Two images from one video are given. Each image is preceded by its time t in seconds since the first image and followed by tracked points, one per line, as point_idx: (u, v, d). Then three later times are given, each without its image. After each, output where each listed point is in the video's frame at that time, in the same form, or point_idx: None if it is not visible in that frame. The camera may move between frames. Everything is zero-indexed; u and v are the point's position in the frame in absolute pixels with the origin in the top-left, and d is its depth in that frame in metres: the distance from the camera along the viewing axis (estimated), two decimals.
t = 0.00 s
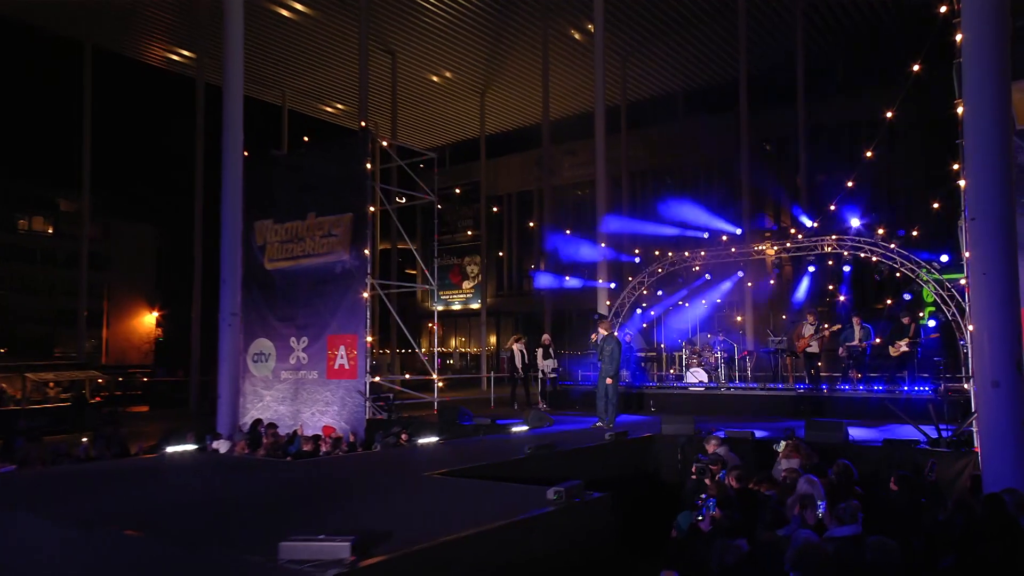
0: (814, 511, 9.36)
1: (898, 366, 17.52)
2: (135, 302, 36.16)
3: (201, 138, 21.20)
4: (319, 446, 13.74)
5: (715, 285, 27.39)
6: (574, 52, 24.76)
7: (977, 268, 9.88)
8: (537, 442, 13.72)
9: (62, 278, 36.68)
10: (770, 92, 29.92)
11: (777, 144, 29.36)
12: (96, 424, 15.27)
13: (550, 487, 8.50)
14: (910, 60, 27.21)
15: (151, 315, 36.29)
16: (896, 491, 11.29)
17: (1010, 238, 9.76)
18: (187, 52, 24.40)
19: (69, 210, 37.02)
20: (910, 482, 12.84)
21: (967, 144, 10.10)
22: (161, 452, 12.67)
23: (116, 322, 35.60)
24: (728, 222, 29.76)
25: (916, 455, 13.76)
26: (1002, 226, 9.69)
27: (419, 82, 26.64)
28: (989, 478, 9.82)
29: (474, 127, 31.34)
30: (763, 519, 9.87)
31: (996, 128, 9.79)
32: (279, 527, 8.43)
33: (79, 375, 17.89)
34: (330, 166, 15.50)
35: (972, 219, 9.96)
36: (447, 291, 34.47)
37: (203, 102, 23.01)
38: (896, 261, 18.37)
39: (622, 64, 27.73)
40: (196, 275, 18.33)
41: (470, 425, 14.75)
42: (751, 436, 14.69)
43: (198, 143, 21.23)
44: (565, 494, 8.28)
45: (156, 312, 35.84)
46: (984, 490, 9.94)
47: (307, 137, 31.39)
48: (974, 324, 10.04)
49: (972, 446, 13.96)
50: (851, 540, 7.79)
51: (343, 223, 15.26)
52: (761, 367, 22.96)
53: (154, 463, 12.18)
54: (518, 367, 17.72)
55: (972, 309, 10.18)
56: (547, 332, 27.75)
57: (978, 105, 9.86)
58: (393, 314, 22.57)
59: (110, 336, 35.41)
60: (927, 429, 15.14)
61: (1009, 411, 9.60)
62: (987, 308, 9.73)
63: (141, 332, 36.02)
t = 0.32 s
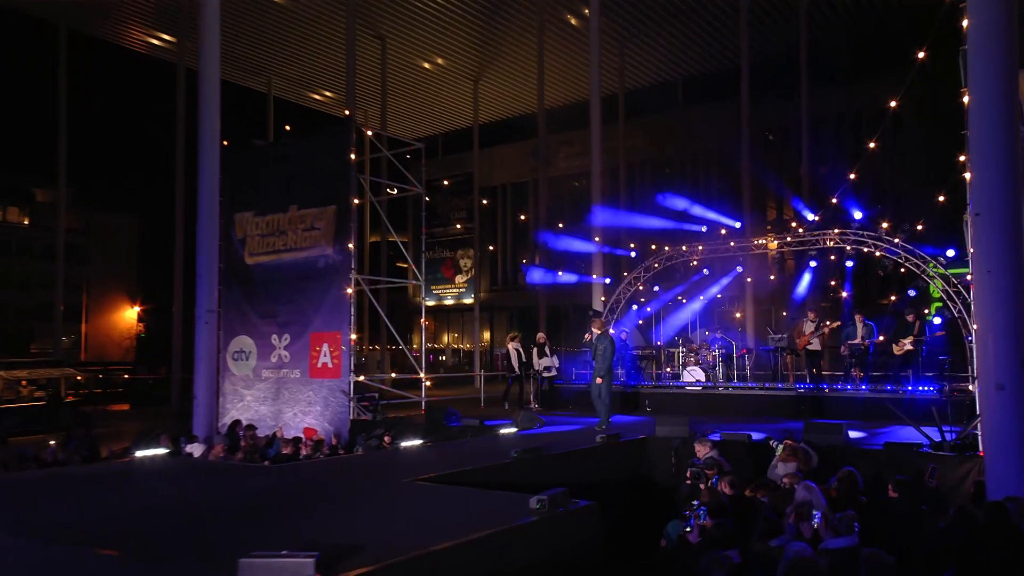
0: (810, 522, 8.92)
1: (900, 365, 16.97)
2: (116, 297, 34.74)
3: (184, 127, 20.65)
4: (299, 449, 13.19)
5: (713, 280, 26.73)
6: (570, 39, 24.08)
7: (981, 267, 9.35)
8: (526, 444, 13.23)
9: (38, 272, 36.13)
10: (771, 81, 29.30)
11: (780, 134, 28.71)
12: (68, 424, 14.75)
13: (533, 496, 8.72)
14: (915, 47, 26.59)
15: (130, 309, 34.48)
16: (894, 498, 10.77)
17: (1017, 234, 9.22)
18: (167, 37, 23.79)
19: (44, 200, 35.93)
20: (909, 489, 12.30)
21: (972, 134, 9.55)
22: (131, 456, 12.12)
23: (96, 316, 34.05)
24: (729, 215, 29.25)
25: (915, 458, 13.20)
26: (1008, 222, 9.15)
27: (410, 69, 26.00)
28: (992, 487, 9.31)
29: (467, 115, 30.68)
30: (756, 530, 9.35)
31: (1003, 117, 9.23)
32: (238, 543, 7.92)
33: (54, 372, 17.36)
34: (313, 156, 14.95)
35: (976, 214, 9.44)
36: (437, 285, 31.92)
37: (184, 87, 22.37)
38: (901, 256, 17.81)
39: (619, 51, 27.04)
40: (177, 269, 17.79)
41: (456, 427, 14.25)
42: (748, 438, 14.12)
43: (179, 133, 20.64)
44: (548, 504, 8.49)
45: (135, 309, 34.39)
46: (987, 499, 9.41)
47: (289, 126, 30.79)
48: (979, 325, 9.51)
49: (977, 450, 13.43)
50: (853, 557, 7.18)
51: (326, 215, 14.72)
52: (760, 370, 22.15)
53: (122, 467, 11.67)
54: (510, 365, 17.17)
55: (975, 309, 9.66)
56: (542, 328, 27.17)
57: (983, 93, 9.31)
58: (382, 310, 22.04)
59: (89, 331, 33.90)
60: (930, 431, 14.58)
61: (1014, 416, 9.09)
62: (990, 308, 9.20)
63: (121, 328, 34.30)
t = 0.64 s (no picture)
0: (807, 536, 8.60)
1: (905, 364, 16.43)
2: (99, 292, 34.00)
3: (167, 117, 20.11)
4: (279, 453, 12.67)
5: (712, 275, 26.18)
6: (566, 24, 23.42)
7: (987, 266, 8.93)
8: (516, 448, 12.73)
9: None
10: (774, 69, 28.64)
11: (784, 124, 28.04)
12: (40, 426, 14.25)
13: (515, 506, 8.16)
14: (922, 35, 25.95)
15: (114, 304, 33.85)
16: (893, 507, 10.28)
17: None
18: (148, 21, 23.30)
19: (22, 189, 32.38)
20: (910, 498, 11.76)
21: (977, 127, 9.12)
22: (98, 461, 11.59)
23: (77, 311, 33.24)
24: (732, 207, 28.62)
25: (916, 463, 12.65)
26: (1017, 218, 8.68)
27: (402, 56, 25.38)
28: (997, 497, 8.89)
29: (462, 103, 30.03)
30: (748, 542, 8.82)
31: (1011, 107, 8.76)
32: (195, 559, 7.42)
33: (29, 370, 16.86)
34: (297, 146, 14.39)
35: (982, 209, 8.98)
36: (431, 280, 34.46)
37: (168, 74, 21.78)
38: (907, 251, 17.21)
39: (617, 37, 26.37)
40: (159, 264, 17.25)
41: (443, 429, 13.78)
42: (746, 441, 13.54)
43: (161, 122, 20.05)
44: (531, 514, 7.92)
45: (118, 303, 33.54)
46: (992, 509, 8.99)
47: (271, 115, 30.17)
48: (984, 328, 9.07)
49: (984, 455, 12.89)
50: None
51: (310, 208, 14.18)
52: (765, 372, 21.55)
53: (89, 474, 11.16)
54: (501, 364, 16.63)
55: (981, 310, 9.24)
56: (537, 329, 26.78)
57: (993, 82, 8.83)
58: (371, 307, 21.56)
59: (72, 327, 33.27)
60: (933, 436, 13.99)
61: (1021, 422, 8.66)
62: (996, 310, 8.78)
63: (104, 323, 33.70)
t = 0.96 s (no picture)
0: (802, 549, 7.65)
1: (912, 365, 15.85)
2: (80, 287, 32.71)
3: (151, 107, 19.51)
4: (258, 459, 12.18)
5: (713, 271, 25.49)
6: (563, 11, 22.81)
7: (993, 266, 8.55)
8: (505, 453, 12.21)
9: None
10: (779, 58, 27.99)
11: (789, 114, 27.37)
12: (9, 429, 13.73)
13: (496, 520, 7.66)
14: (930, 23, 25.32)
15: (97, 300, 32.69)
16: (896, 517, 9.79)
17: None
18: (128, 4, 22.76)
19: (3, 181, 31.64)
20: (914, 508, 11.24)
21: (984, 120, 8.73)
22: (65, 468, 11.08)
23: (57, 309, 31.87)
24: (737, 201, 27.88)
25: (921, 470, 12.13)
26: None
27: (394, 43, 24.77)
28: (1003, 509, 8.51)
29: (457, 92, 29.43)
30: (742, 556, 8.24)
31: (1019, 98, 8.36)
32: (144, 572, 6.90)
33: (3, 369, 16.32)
34: (281, 137, 13.86)
35: (988, 207, 8.56)
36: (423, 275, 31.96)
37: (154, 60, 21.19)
38: (915, 248, 16.62)
39: (616, 24, 25.76)
40: (139, 260, 16.68)
41: (431, 434, 13.25)
42: (744, 446, 13.02)
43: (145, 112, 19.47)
44: (510, 529, 7.41)
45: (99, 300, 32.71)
46: (999, 520, 8.64)
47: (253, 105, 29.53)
48: (989, 331, 8.69)
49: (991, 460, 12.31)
50: None
51: (293, 201, 13.66)
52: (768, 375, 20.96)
53: (53, 480, 10.65)
54: (492, 364, 16.13)
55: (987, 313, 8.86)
56: (533, 326, 26.22)
57: (1000, 73, 8.44)
58: (361, 306, 21.03)
59: (52, 324, 31.83)
60: (939, 442, 13.44)
61: None
62: (1003, 312, 8.40)
63: (83, 320, 32.44)
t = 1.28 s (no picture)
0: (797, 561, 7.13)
1: (919, 365, 15.42)
2: (59, 282, 32.53)
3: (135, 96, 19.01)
4: (236, 465, 11.68)
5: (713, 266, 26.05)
6: None
7: (998, 266, 8.09)
8: (495, 458, 11.72)
9: None
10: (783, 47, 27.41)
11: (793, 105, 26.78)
12: None
13: (475, 531, 7.12)
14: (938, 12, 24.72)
15: (78, 296, 32.63)
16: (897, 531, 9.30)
17: None
18: None
19: None
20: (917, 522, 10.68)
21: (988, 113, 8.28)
22: (29, 475, 10.61)
23: (37, 304, 31.65)
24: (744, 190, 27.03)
25: (924, 477, 11.61)
26: None
27: (386, 29, 24.21)
28: (1007, 521, 8.14)
29: (452, 81, 28.90)
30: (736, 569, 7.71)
31: None
32: None
33: None
34: (263, 125, 13.34)
35: (993, 205, 8.11)
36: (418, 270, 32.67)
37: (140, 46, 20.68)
38: (923, 244, 16.05)
39: (615, 11, 25.21)
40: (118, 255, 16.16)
41: (418, 438, 12.92)
42: (743, 452, 12.49)
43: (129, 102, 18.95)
44: (492, 542, 6.83)
45: (81, 296, 32.65)
46: (1004, 535, 8.21)
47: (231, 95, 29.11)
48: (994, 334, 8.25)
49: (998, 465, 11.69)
50: None
51: (276, 194, 13.15)
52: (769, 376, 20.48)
53: (15, 487, 10.16)
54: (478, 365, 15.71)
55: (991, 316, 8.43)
56: (529, 322, 25.81)
57: (1005, 63, 8.00)
58: (351, 304, 20.50)
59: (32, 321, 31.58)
60: (945, 447, 12.92)
61: None
62: (1009, 315, 7.95)
63: (64, 316, 32.31)
